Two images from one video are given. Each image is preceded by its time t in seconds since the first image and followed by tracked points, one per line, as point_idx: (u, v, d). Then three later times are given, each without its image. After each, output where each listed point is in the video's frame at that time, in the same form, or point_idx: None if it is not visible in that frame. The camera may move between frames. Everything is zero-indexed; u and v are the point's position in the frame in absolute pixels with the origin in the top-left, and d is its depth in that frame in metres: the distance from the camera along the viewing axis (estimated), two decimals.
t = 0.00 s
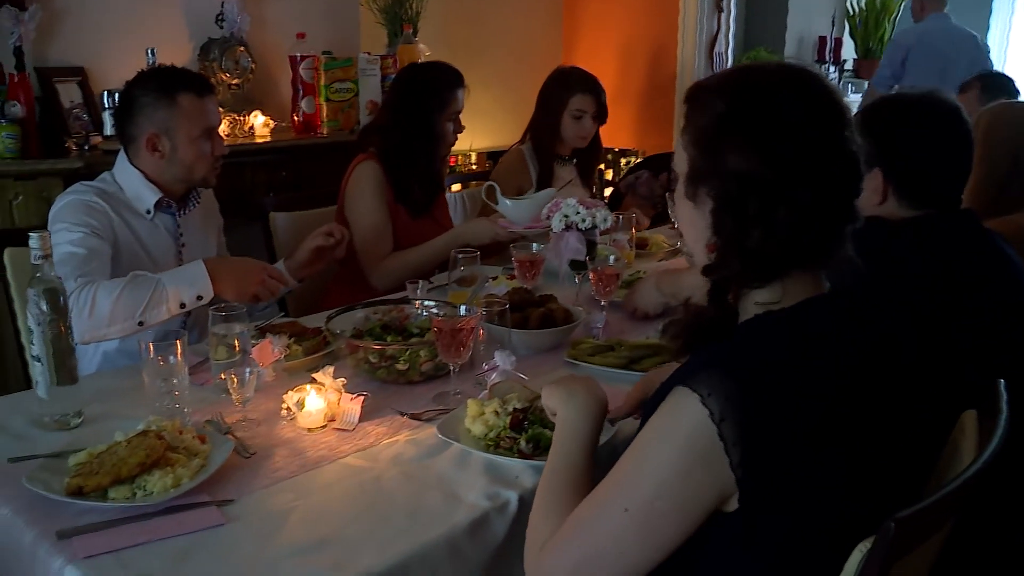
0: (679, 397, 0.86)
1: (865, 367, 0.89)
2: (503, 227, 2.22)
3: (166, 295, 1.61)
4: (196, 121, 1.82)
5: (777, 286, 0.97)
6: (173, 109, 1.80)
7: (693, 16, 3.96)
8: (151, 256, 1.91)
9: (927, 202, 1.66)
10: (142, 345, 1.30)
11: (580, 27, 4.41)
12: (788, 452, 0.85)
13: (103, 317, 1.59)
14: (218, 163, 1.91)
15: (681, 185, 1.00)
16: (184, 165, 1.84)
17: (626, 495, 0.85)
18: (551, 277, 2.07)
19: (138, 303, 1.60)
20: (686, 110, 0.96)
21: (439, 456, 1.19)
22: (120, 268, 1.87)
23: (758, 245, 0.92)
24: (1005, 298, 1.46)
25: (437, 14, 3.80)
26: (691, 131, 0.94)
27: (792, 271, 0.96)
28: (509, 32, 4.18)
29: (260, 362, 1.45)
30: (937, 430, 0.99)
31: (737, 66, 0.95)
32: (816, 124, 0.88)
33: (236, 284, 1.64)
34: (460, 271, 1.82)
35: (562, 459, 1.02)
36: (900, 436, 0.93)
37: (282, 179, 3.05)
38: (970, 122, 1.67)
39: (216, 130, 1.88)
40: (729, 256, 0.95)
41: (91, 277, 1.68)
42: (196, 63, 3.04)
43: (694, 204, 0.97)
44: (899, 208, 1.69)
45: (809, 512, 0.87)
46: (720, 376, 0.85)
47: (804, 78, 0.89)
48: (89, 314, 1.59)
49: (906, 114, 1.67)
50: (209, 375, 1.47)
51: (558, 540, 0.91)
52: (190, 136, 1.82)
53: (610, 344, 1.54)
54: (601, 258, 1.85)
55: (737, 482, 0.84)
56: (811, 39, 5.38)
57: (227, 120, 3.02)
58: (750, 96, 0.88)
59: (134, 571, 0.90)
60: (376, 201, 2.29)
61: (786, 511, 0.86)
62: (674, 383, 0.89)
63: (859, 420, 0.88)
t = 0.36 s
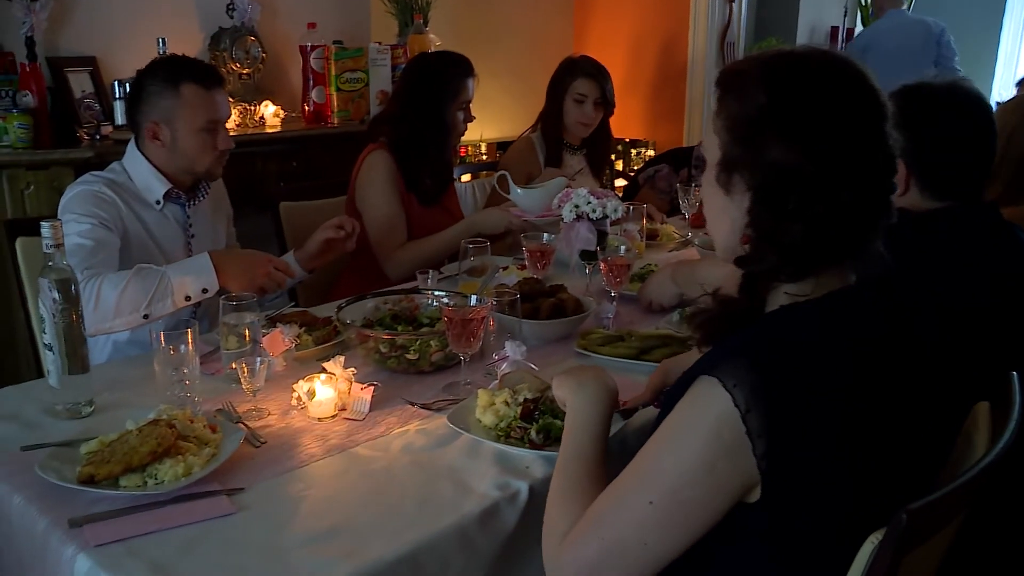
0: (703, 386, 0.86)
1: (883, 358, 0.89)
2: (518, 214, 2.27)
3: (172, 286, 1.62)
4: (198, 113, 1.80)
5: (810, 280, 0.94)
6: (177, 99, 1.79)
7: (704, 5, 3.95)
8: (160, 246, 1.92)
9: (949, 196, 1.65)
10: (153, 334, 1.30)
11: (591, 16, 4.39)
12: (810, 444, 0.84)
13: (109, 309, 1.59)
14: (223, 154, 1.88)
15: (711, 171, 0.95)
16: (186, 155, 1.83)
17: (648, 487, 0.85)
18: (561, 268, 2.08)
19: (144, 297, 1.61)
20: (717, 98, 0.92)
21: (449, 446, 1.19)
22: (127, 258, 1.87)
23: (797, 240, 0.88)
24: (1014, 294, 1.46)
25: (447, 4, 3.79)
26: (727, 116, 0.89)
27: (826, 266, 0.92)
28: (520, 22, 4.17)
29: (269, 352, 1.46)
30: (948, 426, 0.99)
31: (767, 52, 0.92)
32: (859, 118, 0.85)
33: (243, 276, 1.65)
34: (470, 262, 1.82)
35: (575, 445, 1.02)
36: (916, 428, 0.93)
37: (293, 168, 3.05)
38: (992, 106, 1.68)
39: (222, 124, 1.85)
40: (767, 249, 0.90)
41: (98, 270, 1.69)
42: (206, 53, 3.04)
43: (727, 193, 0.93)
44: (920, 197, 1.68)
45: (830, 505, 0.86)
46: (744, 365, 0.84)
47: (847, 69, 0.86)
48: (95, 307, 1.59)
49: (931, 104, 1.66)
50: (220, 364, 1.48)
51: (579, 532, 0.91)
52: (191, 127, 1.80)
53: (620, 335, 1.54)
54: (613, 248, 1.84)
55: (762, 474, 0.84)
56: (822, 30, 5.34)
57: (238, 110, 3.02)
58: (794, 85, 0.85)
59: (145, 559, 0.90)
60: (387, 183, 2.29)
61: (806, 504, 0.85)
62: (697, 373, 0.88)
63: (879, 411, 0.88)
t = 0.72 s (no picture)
0: (718, 388, 0.86)
1: (895, 362, 0.89)
2: (522, 213, 2.28)
3: (167, 286, 1.62)
4: (176, 109, 1.77)
5: (826, 279, 0.93)
6: (161, 95, 1.78)
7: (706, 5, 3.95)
8: (161, 245, 1.92)
9: (955, 194, 1.64)
10: (155, 332, 1.31)
11: (593, 15, 4.39)
12: (823, 446, 0.84)
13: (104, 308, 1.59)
14: (212, 158, 1.85)
15: (723, 177, 0.96)
16: (170, 150, 1.81)
17: (661, 487, 0.84)
18: (563, 267, 2.08)
19: (138, 297, 1.61)
20: (726, 102, 0.92)
21: (452, 444, 1.20)
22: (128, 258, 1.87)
23: (812, 237, 0.88)
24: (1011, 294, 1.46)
25: (450, 3, 3.79)
26: (733, 124, 0.90)
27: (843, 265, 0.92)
28: (523, 21, 4.17)
29: (273, 350, 1.45)
30: (952, 424, 1.00)
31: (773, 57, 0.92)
32: (871, 113, 0.85)
33: (237, 275, 1.64)
34: (473, 261, 1.82)
35: (581, 442, 1.02)
36: (924, 429, 0.93)
37: (295, 167, 3.05)
38: (995, 101, 1.67)
39: (206, 121, 1.81)
40: (783, 249, 0.90)
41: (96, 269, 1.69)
42: (210, 52, 3.05)
43: (740, 197, 0.93)
44: (926, 195, 1.67)
45: (841, 506, 0.86)
46: (759, 368, 0.84)
47: (853, 65, 0.86)
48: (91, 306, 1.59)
49: (932, 101, 1.66)
50: (223, 362, 1.48)
51: (588, 532, 0.90)
52: (171, 123, 1.78)
53: (623, 334, 1.54)
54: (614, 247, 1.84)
55: (778, 477, 0.84)
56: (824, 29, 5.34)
57: (240, 109, 3.02)
58: (801, 86, 0.85)
59: (148, 557, 0.90)
60: (389, 184, 2.28)
61: (819, 507, 0.86)
62: (714, 376, 0.88)
63: (890, 413, 0.88)
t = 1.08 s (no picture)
0: (705, 378, 0.86)
1: (886, 350, 0.89)
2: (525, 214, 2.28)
3: (129, 292, 1.57)
4: (175, 120, 1.75)
5: (808, 271, 0.94)
6: (160, 102, 1.75)
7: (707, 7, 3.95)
8: (157, 248, 1.89)
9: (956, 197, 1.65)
10: (156, 332, 1.30)
11: (594, 16, 4.39)
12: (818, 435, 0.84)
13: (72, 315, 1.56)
14: (206, 170, 1.84)
15: (706, 177, 0.95)
16: (166, 157, 1.80)
17: (666, 490, 0.85)
18: (564, 266, 2.08)
19: (100, 303, 1.57)
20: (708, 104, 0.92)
21: (453, 443, 1.20)
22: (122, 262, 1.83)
23: (794, 230, 0.88)
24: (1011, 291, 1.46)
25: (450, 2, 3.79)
26: (714, 124, 0.90)
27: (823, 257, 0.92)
28: (524, 21, 4.17)
29: (274, 350, 1.45)
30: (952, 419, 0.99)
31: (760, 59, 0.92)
32: (850, 110, 0.85)
33: (203, 274, 1.57)
34: (473, 261, 1.82)
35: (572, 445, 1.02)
36: (920, 414, 0.92)
37: (296, 167, 3.06)
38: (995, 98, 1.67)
39: (205, 133, 1.79)
40: (763, 242, 0.90)
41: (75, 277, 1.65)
42: (210, 52, 3.05)
43: (723, 194, 0.93)
44: (927, 199, 1.68)
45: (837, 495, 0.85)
46: (746, 356, 0.85)
47: (831, 67, 0.87)
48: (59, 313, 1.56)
49: (931, 102, 1.67)
50: (224, 362, 1.48)
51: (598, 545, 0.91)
52: (169, 132, 1.76)
53: (624, 333, 1.55)
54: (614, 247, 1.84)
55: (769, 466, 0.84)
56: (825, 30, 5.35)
57: (241, 109, 3.03)
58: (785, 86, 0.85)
59: (148, 557, 0.90)
60: (388, 191, 2.27)
61: (813, 494, 0.85)
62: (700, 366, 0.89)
63: (880, 396, 0.87)
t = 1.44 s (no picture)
0: (674, 369, 0.86)
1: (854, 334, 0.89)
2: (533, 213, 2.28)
3: (94, 313, 1.51)
4: (167, 115, 1.74)
5: (770, 259, 0.94)
6: (152, 101, 1.75)
7: (707, 8, 3.95)
8: (151, 251, 1.85)
9: (958, 197, 1.64)
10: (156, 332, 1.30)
11: (593, 16, 4.39)
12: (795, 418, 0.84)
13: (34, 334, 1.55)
14: (203, 165, 1.81)
15: (680, 161, 0.95)
16: (161, 156, 1.77)
17: (663, 490, 0.85)
18: (564, 266, 2.08)
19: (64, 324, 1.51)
20: (690, 97, 0.92)
21: (453, 444, 1.20)
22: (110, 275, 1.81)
23: (760, 219, 0.89)
24: (1008, 292, 1.46)
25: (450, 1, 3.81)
26: (694, 115, 0.89)
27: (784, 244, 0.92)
28: (524, 20, 4.19)
29: (274, 349, 1.45)
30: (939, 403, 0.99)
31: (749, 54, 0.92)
32: (818, 112, 0.86)
33: (165, 297, 1.49)
34: (473, 260, 1.82)
35: (567, 455, 1.03)
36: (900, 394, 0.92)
37: (297, 167, 3.06)
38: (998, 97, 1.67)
39: (199, 128, 1.78)
40: (727, 229, 0.91)
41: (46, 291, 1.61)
42: (210, 52, 3.05)
43: (693, 179, 0.93)
44: (930, 199, 1.68)
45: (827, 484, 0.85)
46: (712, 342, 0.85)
47: (802, 66, 0.88)
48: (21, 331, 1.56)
49: (932, 102, 1.68)
50: (224, 361, 1.48)
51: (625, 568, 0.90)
52: (163, 129, 1.75)
53: (624, 334, 1.55)
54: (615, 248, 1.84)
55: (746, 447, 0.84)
56: (825, 30, 5.35)
57: (241, 109, 3.02)
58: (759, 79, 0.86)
59: (149, 557, 0.90)
60: (392, 185, 2.28)
61: (803, 483, 0.85)
62: (670, 354, 0.89)
63: (855, 375, 0.88)
